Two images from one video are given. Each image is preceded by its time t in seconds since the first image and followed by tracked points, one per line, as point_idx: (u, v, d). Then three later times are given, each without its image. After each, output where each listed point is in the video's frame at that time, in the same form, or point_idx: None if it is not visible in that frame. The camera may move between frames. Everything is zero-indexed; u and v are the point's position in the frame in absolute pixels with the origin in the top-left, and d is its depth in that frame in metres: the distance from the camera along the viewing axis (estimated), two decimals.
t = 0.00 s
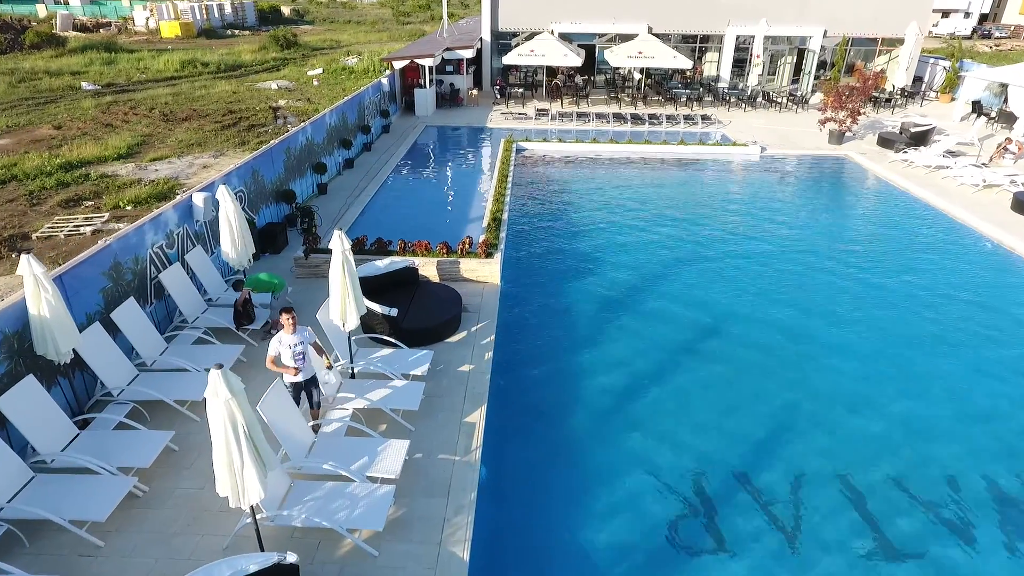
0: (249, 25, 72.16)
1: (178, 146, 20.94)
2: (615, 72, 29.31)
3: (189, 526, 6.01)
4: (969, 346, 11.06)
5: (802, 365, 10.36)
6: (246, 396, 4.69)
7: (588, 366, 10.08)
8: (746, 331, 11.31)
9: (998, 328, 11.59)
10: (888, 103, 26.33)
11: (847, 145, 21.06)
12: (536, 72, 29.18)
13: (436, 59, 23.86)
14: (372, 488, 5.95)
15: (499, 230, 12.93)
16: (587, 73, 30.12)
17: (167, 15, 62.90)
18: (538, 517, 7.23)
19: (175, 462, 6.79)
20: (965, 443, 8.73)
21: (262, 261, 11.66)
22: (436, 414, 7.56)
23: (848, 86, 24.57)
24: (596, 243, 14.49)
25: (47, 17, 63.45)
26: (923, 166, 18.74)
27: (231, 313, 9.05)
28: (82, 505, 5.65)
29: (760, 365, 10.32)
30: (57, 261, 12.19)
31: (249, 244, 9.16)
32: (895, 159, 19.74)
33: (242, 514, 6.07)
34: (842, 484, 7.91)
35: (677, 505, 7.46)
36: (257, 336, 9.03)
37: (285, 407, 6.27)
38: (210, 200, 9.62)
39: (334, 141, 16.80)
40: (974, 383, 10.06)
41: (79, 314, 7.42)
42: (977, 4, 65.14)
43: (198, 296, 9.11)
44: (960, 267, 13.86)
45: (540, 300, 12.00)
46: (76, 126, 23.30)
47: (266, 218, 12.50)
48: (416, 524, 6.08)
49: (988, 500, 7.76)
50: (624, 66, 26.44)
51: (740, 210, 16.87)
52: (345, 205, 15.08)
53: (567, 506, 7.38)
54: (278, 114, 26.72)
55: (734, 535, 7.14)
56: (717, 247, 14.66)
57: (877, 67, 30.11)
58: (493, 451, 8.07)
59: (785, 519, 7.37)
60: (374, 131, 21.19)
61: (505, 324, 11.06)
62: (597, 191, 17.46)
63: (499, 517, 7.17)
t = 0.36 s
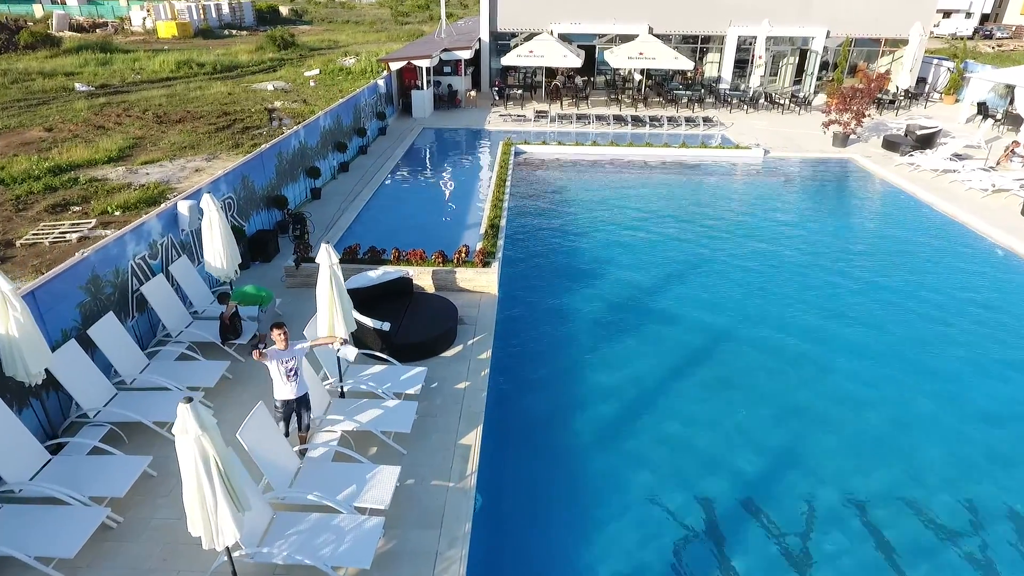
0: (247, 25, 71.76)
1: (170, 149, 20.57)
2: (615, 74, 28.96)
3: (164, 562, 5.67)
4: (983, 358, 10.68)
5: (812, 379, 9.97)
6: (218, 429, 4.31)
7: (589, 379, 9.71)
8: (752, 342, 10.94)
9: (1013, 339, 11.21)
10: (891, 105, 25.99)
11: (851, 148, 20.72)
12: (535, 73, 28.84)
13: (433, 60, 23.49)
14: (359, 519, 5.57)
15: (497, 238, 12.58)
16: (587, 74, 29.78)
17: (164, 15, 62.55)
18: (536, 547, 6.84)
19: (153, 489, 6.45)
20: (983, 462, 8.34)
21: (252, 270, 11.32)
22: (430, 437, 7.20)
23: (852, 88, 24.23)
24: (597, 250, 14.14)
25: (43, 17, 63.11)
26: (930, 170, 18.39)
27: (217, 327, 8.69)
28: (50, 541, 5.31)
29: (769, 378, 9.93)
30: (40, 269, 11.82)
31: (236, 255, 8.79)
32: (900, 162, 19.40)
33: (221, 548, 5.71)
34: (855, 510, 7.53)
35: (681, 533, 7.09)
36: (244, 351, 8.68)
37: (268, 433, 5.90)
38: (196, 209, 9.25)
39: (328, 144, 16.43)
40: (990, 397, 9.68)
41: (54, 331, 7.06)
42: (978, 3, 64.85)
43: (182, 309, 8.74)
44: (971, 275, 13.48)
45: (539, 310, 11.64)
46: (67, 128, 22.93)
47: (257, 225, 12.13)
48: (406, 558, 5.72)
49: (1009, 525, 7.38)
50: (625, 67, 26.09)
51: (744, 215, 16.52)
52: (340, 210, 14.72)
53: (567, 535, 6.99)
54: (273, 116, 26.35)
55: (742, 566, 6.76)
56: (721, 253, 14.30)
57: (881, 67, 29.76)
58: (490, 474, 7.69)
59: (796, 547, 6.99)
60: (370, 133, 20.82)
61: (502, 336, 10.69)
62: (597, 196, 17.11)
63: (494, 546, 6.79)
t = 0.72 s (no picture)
0: (245, 25, 71.39)
1: (162, 152, 20.20)
2: (615, 75, 28.60)
3: None
4: (997, 371, 10.33)
5: (820, 394, 9.61)
6: (186, 472, 3.96)
7: (590, 395, 9.35)
8: (758, 355, 10.59)
9: None
10: (895, 107, 25.67)
11: (855, 150, 20.37)
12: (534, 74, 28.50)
13: (430, 61, 23.11)
14: (344, 556, 5.21)
15: (495, 245, 12.23)
16: (586, 75, 29.43)
17: (161, 15, 62.20)
18: None
19: (128, 520, 6.10)
20: (1001, 482, 7.99)
21: (241, 279, 10.99)
22: (422, 461, 6.85)
23: (856, 89, 23.89)
24: (597, 257, 13.79)
25: (39, 18, 62.74)
26: (936, 173, 18.04)
27: (201, 342, 8.33)
28: None
29: (776, 393, 9.58)
30: (22, 278, 11.45)
31: (222, 267, 8.42)
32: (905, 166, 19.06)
33: None
34: (868, 535, 7.18)
35: (686, 561, 6.74)
36: (229, 367, 8.32)
37: (248, 462, 5.53)
38: (181, 218, 8.89)
39: (322, 148, 16.08)
40: (1005, 413, 9.33)
41: (25, 350, 6.70)
42: (980, 3, 64.57)
43: (165, 323, 8.38)
44: (981, 283, 13.15)
45: (538, 321, 11.29)
46: (58, 131, 22.55)
47: (247, 233, 11.77)
48: None
49: None
50: (625, 69, 25.75)
51: (747, 220, 16.18)
52: (333, 216, 14.36)
53: (565, 564, 6.64)
54: (268, 118, 25.99)
55: None
56: (724, 261, 13.96)
57: (884, 68, 29.43)
58: (485, 498, 7.34)
59: None
60: (366, 136, 20.46)
61: (499, 349, 10.34)
62: (598, 201, 16.77)
63: None
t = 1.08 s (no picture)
0: (243, 25, 70.98)
1: (154, 155, 19.82)
2: (615, 76, 28.23)
3: None
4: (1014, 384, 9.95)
5: (831, 409, 9.23)
6: (149, 524, 3.61)
7: (592, 411, 8.98)
8: (765, 367, 10.21)
9: None
10: (899, 109, 25.30)
11: (860, 153, 20.01)
12: (533, 76, 28.14)
13: (428, 63, 22.74)
14: None
15: (493, 254, 11.86)
16: (586, 76, 29.07)
17: (158, 15, 61.83)
18: None
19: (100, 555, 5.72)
20: None
21: (230, 289, 10.64)
22: (415, 489, 6.49)
23: (860, 91, 23.54)
24: (597, 264, 13.42)
25: (35, 19, 62.41)
26: (944, 177, 17.69)
27: (184, 359, 7.97)
28: None
29: (785, 408, 9.20)
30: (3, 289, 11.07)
31: (207, 280, 8.05)
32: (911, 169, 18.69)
33: None
34: (885, 565, 6.82)
35: None
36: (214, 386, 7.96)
37: (226, 496, 5.16)
38: (164, 228, 8.52)
39: (316, 152, 15.70)
40: None
41: None
42: (982, 4, 64.20)
43: (147, 338, 8.01)
44: (993, 290, 12.79)
45: (537, 332, 10.93)
46: (49, 133, 22.18)
47: (237, 241, 11.40)
48: None
49: None
50: (625, 70, 25.41)
51: (752, 226, 15.81)
52: (327, 222, 13.98)
53: None
54: (264, 120, 25.62)
55: None
56: (728, 268, 13.59)
57: (886, 70, 29.09)
58: (482, 525, 7.00)
59: None
60: (362, 139, 20.08)
61: (497, 362, 9.97)
62: (598, 205, 16.41)
63: None
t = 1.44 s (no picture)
0: (240, 25, 70.46)
1: (146, 158, 19.43)
2: (616, 77, 27.84)
3: None
4: None
5: (844, 432, 8.85)
6: None
7: (595, 434, 8.63)
8: (774, 385, 9.84)
9: None
10: (904, 110, 24.92)
11: (866, 157, 19.62)
12: (533, 76, 27.73)
13: (426, 64, 22.34)
14: None
15: (491, 262, 11.48)
16: (586, 77, 28.66)
17: (155, 15, 61.41)
18: None
19: None
20: None
21: (217, 300, 10.25)
22: (408, 520, 6.10)
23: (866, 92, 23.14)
24: (599, 274, 13.03)
25: (31, 18, 61.90)
26: (953, 181, 17.31)
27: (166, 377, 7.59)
28: None
29: (795, 431, 8.83)
30: None
31: (190, 295, 7.65)
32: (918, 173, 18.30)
33: None
34: None
35: None
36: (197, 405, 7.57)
37: (201, 534, 4.76)
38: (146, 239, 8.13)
39: (311, 155, 15.31)
40: None
41: None
42: (984, 4, 63.66)
43: (128, 355, 7.63)
44: (1007, 300, 12.42)
45: (537, 348, 10.57)
46: (40, 135, 21.75)
47: (226, 249, 11.01)
48: None
49: None
50: (626, 71, 25.02)
51: (757, 232, 15.44)
52: (321, 227, 13.59)
53: None
54: (259, 121, 25.22)
55: None
56: (733, 278, 13.20)
57: (890, 70, 28.71)
58: (482, 559, 6.67)
59: None
60: (358, 142, 19.67)
61: (496, 379, 9.59)
62: (600, 210, 16.03)
63: None
